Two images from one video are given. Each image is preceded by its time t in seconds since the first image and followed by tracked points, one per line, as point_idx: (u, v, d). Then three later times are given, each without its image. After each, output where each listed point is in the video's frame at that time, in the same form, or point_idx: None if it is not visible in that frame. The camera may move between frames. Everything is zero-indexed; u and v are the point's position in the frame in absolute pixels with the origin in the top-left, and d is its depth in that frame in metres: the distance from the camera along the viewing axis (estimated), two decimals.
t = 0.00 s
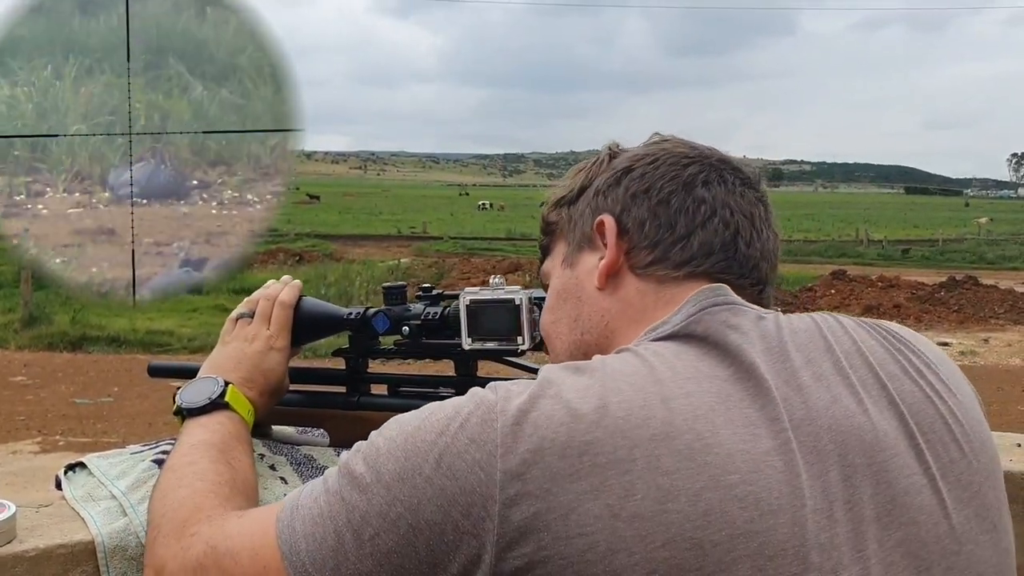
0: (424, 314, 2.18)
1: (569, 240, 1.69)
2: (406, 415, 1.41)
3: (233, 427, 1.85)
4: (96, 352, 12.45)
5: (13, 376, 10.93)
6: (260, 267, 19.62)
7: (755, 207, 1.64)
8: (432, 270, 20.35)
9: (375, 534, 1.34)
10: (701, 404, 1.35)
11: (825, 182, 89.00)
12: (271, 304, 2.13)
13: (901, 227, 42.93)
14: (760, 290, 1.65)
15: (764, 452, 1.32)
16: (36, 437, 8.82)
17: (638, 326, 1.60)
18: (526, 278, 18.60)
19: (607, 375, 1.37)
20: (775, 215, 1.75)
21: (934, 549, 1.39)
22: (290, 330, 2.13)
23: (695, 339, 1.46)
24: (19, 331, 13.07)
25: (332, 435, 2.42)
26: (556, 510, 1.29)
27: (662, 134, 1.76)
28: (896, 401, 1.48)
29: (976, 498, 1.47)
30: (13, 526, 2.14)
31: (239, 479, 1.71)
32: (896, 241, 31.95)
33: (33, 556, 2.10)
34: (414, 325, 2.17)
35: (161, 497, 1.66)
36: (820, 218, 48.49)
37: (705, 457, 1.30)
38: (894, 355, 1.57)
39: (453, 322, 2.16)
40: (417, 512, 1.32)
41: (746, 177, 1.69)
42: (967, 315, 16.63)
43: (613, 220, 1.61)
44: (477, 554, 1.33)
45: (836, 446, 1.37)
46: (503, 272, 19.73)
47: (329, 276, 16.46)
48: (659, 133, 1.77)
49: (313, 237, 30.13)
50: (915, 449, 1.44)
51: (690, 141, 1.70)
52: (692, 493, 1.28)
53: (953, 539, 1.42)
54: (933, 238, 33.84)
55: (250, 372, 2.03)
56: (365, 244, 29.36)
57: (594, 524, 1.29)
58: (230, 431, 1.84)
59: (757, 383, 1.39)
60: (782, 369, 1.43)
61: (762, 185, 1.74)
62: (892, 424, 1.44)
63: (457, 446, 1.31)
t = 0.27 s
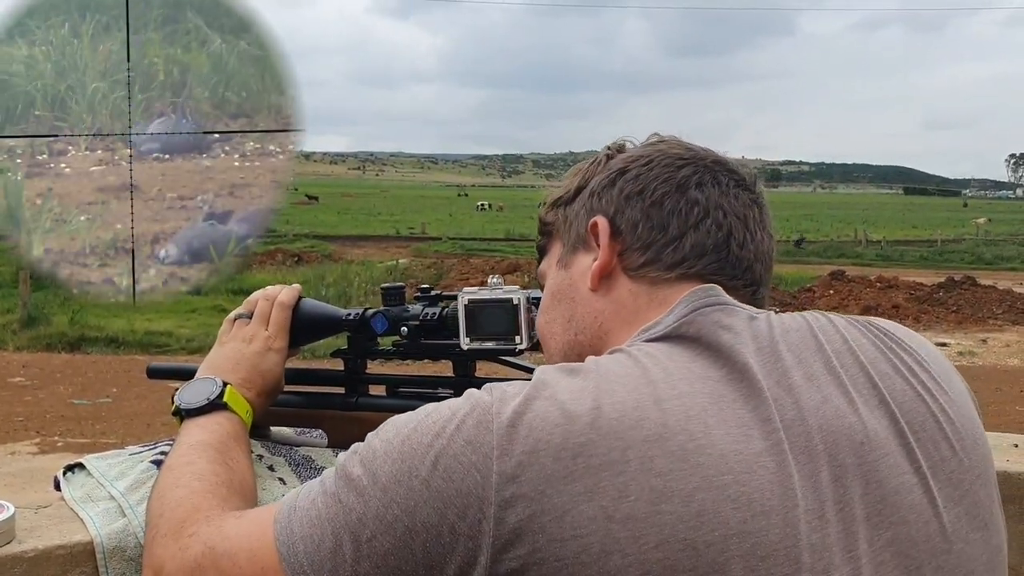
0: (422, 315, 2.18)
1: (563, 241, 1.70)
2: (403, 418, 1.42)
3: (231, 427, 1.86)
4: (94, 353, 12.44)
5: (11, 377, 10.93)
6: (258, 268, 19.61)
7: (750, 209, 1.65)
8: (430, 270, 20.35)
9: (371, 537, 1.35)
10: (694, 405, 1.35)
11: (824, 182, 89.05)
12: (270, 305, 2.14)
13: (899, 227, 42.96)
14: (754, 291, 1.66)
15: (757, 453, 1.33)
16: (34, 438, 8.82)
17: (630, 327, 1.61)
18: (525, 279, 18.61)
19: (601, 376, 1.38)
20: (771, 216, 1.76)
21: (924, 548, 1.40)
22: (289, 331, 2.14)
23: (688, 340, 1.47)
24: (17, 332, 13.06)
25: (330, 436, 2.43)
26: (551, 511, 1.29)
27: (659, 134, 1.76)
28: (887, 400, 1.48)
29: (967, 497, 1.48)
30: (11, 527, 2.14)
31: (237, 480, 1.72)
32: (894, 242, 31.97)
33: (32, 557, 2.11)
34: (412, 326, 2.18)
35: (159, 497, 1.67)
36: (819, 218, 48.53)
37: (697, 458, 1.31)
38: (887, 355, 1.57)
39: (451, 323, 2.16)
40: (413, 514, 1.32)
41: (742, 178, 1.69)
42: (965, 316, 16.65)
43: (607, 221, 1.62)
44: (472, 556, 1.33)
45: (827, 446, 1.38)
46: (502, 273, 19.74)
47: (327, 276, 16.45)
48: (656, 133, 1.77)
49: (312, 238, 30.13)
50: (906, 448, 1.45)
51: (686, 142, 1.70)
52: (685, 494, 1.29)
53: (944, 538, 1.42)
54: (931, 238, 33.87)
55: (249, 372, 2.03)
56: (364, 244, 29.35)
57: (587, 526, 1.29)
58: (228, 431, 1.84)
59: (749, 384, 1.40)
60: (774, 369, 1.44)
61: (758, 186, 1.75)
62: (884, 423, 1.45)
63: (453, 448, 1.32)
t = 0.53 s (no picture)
0: (421, 314, 2.17)
1: (560, 241, 1.70)
2: (400, 418, 1.42)
3: (229, 426, 1.86)
4: (94, 352, 12.43)
5: (11, 376, 10.92)
6: (258, 267, 19.60)
7: (746, 208, 1.64)
8: (430, 270, 20.34)
9: (366, 539, 1.35)
10: (689, 407, 1.35)
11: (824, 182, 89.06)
12: (268, 304, 2.14)
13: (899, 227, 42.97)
14: (750, 290, 1.66)
15: (752, 454, 1.33)
16: (34, 437, 8.82)
17: (626, 328, 1.61)
18: (525, 279, 18.60)
19: (596, 378, 1.38)
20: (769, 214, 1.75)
21: (920, 549, 1.40)
22: (288, 329, 2.14)
23: (683, 341, 1.47)
24: (17, 330, 13.04)
25: (330, 435, 2.42)
26: (546, 514, 1.29)
27: (656, 134, 1.76)
28: (882, 401, 1.48)
29: (962, 497, 1.48)
30: (10, 526, 2.14)
31: (234, 479, 1.71)
32: (894, 242, 31.98)
33: (31, 556, 2.10)
34: (410, 325, 2.17)
35: (156, 496, 1.67)
36: (818, 218, 48.54)
37: (692, 460, 1.30)
38: (882, 355, 1.57)
39: (450, 323, 2.15)
40: (408, 517, 1.32)
41: (739, 178, 1.69)
42: (965, 315, 16.65)
43: (603, 222, 1.62)
44: (467, 559, 1.33)
45: (822, 448, 1.38)
46: (501, 272, 19.72)
47: (327, 276, 16.44)
48: (655, 133, 1.77)
49: (312, 237, 30.12)
50: (901, 448, 1.45)
51: (683, 142, 1.69)
52: (680, 496, 1.28)
53: (939, 538, 1.42)
54: (931, 238, 33.89)
55: (247, 370, 2.03)
56: (364, 244, 29.34)
57: (582, 529, 1.29)
58: (226, 431, 1.84)
59: (744, 385, 1.40)
60: (770, 370, 1.44)
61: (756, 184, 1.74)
62: (879, 424, 1.45)
63: (449, 451, 1.32)
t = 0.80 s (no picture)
0: (421, 316, 2.17)
1: (562, 244, 1.69)
2: (399, 422, 1.41)
3: (228, 426, 1.85)
4: (94, 351, 12.43)
5: (11, 375, 10.92)
6: (258, 267, 19.60)
7: (748, 212, 1.63)
8: (431, 269, 20.34)
9: (363, 544, 1.35)
10: (687, 412, 1.35)
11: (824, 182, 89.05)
12: (269, 303, 2.13)
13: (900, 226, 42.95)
14: (751, 295, 1.65)
15: (750, 459, 1.32)
16: (34, 436, 8.82)
17: (625, 333, 1.60)
18: (525, 278, 18.59)
19: (594, 383, 1.38)
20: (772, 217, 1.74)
21: (923, 552, 1.39)
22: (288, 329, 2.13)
23: (681, 346, 1.47)
24: (17, 329, 13.04)
25: (330, 434, 2.41)
26: (544, 519, 1.29)
27: (660, 137, 1.75)
28: (882, 405, 1.48)
29: (964, 500, 1.47)
30: (10, 526, 2.14)
31: (234, 480, 1.71)
32: (894, 241, 31.96)
33: (30, 556, 2.10)
34: (410, 326, 2.17)
35: (154, 498, 1.66)
36: (819, 218, 48.52)
37: (690, 466, 1.30)
38: (881, 358, 1.57)
39: (450, 324, 2.15)
40: (405, 523, 1.32)
41: (741, 182, 1.68)
42: (965, 315, 16.64)
43: (603, 227, 1.61)
44: (464, 566, 1.33)
45: (822, 452, 1.37)
46: (501, 272, 19.71)
47: (327, 275, 16.43)
48: (659, 136, 1.76)
49: (312, 237, 30.13)
50: (902, 452, 1.44)
51: (686, 146, 1.69)
52: (679, 502, 1.28)
53: (941, 542, 1.41)
54: (931, 238, 33.87)
55: (247, 370, 2.02)
56: (365, 243, 29.33)
57: (579, 535, 1.29)
58: (225, 431, 1.84)
59: (743, 389, 1.40)
60: (768, 374, 1.43)
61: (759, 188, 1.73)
62: (878, 428, 1.44)
63: (446, 455, 1.31)
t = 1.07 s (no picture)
0: (421, 316, 2.16)
1: (562, 248, 1.69)
2: (399, 427, 1.41)
3: (228, 427, 1.85)
4: (94, 350, 12.42)
5: (11, 374, 10.91)
6: (257, 266, 19.59)
7: (747, 217, 1.62)
8: (431, 269, 20.33)
9: (362, 550, 1.34)
10: (687, 416, 1.34)
11: (825, 182, 89.03)
12: (269, 303, 2.12)
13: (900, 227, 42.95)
14: (751, 300, 1.64)
15: (752, 464, 1.32)
16: (33, 435, 8.81)
17: (624, 338, 1.59)
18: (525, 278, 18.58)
19: (593, 388, 1.37)
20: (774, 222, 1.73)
21: (926, 556, 1.38)
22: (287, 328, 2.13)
23: (680, 351, 1.46)
24: (17, 328, 13.03)
25: (330, 434, 2.41)
26: (543, 524, 1.28)
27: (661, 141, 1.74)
28: (883, 408, 1.47)
29: (967, 503, 1.47)
30: (9, 527, 2.13)
31: (233, 481, 1.70)
32: (894, 242, 31.95)
33: (29, 557, 2.09)
34: (410, 327, 2.16)
35: (153, 499, 1.66)
36: (819, 218, 48.51)
37: (691, 471, 1.29)
38: (881, 362, 1.56)
39: (450, 325, 2.14)
40: (404, 528, 1.31)
41: (742, 187, 1.67)
42: (965, 316, 16.64)
43: (602, 232, 1.61)
44: (462, 571, 1.32)
45: (824, 456, 1.37)
46: (502, 271, 19.70)
47: (327, 275, 16.41)
48: (660, 139, 1.75)
49: (312, 236, 30.10)
50: (904, 455, 1.44)
51: (686, 150, 1.68)
52: (679, 508, 1.27)
53: (944, 545, 1.41)
54: (931, 238, 33.88)
55: (246, 371, 2.01)
56: (365, 242, 29.33)
57: (579, 541, 1.28)
58: (225, 432, 1.83)
59: (743, 393, 1.39)
60: (768, 378, 1.43)
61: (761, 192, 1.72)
62: (880, 431, 1.43)
63: (446, 460, 1.30)
